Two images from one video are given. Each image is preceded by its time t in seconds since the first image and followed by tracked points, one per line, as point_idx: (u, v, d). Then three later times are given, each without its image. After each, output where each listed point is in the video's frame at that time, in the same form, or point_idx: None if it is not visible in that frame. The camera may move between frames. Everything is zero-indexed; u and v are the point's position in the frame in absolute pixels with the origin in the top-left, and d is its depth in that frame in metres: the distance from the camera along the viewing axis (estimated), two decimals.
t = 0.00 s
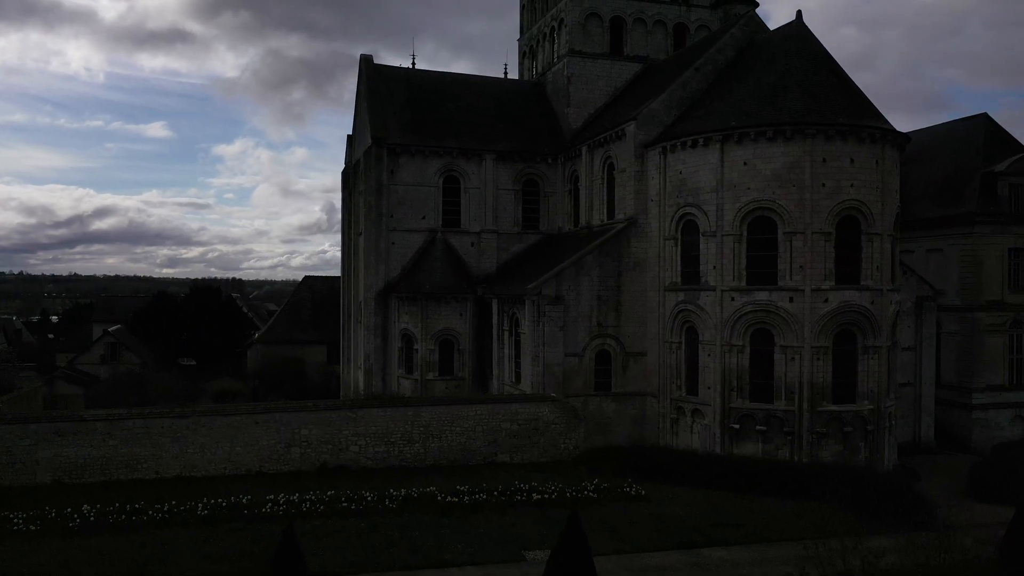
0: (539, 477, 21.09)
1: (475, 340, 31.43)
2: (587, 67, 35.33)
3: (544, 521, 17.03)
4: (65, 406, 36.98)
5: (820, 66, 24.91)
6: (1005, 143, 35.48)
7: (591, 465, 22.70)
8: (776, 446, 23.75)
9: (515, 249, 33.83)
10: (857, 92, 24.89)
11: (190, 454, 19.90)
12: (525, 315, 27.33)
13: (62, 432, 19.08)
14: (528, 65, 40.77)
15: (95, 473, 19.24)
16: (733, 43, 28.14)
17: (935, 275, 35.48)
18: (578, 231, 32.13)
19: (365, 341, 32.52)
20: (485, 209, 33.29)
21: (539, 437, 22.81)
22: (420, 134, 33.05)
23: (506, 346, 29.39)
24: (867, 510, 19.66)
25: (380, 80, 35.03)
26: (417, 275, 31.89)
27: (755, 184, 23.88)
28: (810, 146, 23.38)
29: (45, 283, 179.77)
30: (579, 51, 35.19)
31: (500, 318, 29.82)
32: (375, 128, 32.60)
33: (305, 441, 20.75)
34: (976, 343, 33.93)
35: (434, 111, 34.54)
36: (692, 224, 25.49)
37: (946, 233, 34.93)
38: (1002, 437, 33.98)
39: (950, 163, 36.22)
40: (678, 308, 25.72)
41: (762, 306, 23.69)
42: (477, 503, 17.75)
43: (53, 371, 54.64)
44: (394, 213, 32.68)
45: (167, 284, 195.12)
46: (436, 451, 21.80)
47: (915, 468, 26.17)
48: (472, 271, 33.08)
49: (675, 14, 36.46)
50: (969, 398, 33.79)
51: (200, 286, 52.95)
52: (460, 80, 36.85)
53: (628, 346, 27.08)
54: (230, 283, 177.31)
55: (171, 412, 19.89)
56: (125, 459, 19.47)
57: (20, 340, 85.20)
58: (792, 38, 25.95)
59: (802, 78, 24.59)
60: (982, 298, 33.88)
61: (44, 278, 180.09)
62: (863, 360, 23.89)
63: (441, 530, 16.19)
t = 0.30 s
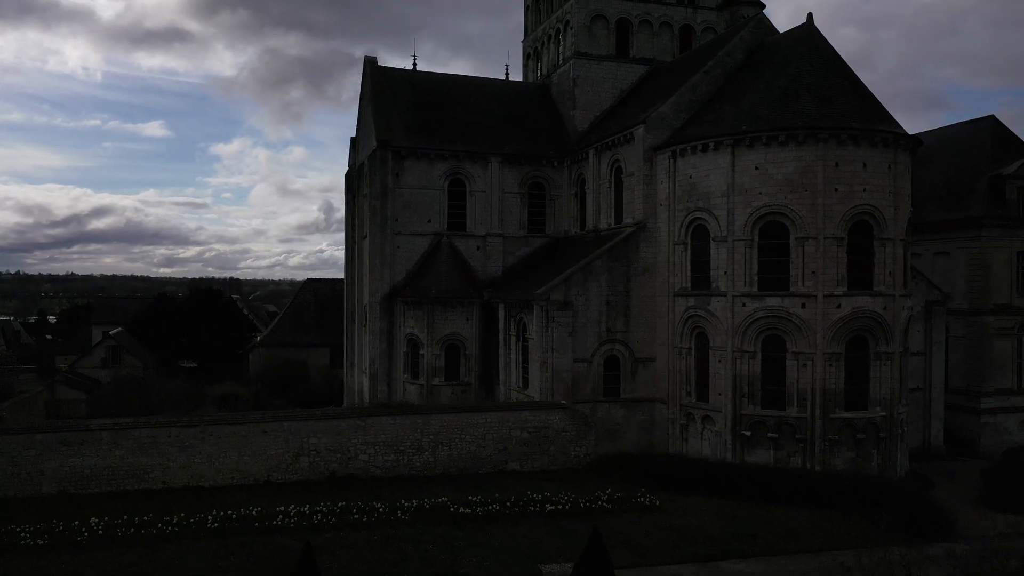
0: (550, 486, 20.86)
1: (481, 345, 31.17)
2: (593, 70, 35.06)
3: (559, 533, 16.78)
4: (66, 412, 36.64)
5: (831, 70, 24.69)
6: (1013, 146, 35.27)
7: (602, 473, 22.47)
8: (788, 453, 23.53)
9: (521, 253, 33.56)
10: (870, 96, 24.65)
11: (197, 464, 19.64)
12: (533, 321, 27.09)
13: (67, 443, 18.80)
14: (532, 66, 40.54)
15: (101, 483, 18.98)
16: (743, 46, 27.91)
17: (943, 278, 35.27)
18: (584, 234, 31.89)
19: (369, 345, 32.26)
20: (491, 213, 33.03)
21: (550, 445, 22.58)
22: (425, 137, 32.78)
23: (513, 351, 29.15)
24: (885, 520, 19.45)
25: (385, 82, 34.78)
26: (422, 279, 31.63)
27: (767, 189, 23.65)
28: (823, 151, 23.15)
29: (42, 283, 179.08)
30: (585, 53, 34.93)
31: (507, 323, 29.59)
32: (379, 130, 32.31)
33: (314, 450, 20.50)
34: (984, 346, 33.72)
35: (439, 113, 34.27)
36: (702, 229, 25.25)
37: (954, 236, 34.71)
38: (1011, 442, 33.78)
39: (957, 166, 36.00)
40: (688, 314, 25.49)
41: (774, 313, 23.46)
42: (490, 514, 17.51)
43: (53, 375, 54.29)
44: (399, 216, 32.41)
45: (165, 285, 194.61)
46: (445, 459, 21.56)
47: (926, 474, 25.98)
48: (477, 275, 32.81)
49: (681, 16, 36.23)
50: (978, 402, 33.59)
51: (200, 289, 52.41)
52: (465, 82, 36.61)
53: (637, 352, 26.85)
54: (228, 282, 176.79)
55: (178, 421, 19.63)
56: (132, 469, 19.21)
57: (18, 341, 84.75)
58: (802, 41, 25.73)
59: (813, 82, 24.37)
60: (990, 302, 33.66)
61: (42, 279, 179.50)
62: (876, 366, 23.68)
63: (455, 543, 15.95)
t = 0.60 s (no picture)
0: (563, 496, 20.61)
1: (488, 350, 30.91)
2: (600, 72, 34.79)
3: (576, 545, 16.51)
4: (68, 417, 36.32)
5: (844, 74, 24.47)
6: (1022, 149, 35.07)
7: (614, 482, 22.23)
8: (801, 461, 23.30)
9: (527, 257, 33.30)
10: (883, 100, 24.43)
11: (205, 474, 19.36)
12: (543, 326, 26.83)
13: (75, 453, 18.51)
14: (538, 68, 40.28)
15: (109, 494, 18.70)
16: (753, 49, 27.69)
17: (951, 282, 35.07)
18: (592, 238, 31.63)
19: (375, 350, 31.99)
20: (498, 216, 32.76)
21: (561, 453, 22.32)
22: (431, 140, 32.51)
23: (521, 356, 28.90)
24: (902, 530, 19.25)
25: (389, 85, 34.52)
26: (429, 283, 31.36)
27: (780, 195, 23.41)
28: (837, 155, 22.92)
29: (39, 284, 178.47)
30: (592, 55, 34.65)
31: (515, 328, 29.33)
32: (385, 133, 32.03)
33: (324, 459, 20.23)
34: (994, 351, 33.51)
35: (444, 116, 34.00)
36: (714, 234, 25.02)
37: (962, 239, 34.50)
38: (1020, 447, 33.58)
39: (965, 169, 35.80)
40: (699, 319, 25.25)
41: (787, 319, 23.23)
42: (505, 526, 17.26)
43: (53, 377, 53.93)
44: (405, 220, 32.13)
45: (164, 285, 194.10)
46: (456, 468, 21.29)
47: (939, 482, 25.77)
48: (484, 279, 32.54)
49: (688, 18, 36.00)
50: (987, 407, 33.39)
51: (202, 292, 52.07)
52: (471, 85, 36.37)
53: (647, 358, 26.60)
54: (226, 283, 176.34)
55: (186, 431, 19.34)
56: (140, 479, 18.93)
57: (17, 342, 84.30)
58: (815, 44, 25.48)
59: (827, 86, 24.13)
60: (1000, 306, 33.45)
61: (39, 278, 178.84)
62: (890, 373, 23.46)
63: (471, 556, 15.69)
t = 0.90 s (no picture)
0: (576, 506, 20.37)
1: (494, 354, 30.65)
2: (606, 74, 34.54)
3: (593, 559, 16.30)
4: (70, 423, 35.99)
5: (857, 77, 24.24)
6: None
7: (626, 491, 22.00)
8: (815, 469, 23.07)
9: (534, 261, 33.04)
10: (897, 104, 24.21)
11: (214, 484, 19.08)
12: (551, 331, 26.58)
13: (82, 463, 18.23)
14: (543, 70, 40.02)
15: (116, 505, 18.42)
16: (764, 52, 27.48)
17: (959, 285, 34.86)
18: (600, 242, 31.39)
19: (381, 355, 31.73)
20: (504, 220, 32.49)
21: (573, 461, 22.08)
22: (437, 143, 32.24)
23: (529, 362, 28.65)
24: (919, 543, 19.08)
25: (394, 88, 34.26)
26: (435, 288, 31.10)
27: (793, 200, 23.18)
28: (851, 160, 22.69)
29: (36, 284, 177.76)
30: (598, 57, 34.40)
31: (523, 333, 29.08)
32: (391, 136, 31.76)
33: (334, 469, 19.97)
34: (1003, 355, 33.29)
35: (450, 119, 33.74)
36: (725, 239, 24.79)
37: (971, 243, 34.28)
38: None
39: (974, 172, 35.58)
40: (710, 325, 25.02)
41: (800, 325, 23.00)
42: (520, 538, 17.03)
43: (54, 381, 53.62)
44: (411, 224, 31.86)
45: (162, 285, 193.47)
46: (467, 477, 21.04)
47: (951, 489, 25.55)
48: (491, 283, 32.28)
49: (695, 20, 35.77)
50: (996, 412, 33.16)
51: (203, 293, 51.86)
52: (476, 87, 36.11)
53: (657, 364, 26.36)
54: (225, 283, 175.89)
55: (194, 440, 19.06)
56: (148, 489, 18.65)
57: (16, 343, 83.93)
58: (826, 48, 25.27)
59: (840, 90, 23.91)
60: (1009, 310, 33.23)
61: (38, 279, 178.26)
62: (904, 380, 23.24)
63: (487, 570, 15.46)
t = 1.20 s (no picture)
0: (589, 517, 20.11)
1: (502, 359, 30.37)
2: (614, 76, 34.27)
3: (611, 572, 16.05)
4: (72, 428, 35.63)
5: (872, 81, 23.98)
6: None
7: (640, 501, 21.75)
8: (829, 477, 22.81)
9: (541, 265, 32.76)
10: (911, 107, 23.95)
11: (223, 494, 18.79)
12: (561, 337, 26.30)
13: (90, 473, 17.94)
14: (548, 71, 39.77)
15: (124, 515, 18.13)
16: (775, 55, 27.23)
17: (969, 289, 34.62)
18: (608, 246, 31.11)
19: (387, 359, 31.45)
20: (511, 223, 32.20)
21: (586, 469, 21.82)
22: (444, 145, 31.94)
23: (537, 367, 28.38)
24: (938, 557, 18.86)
25: (400, 90, 33.98)
26: (442, 292, 30.82)
27: (807, 205, 22.93)
28: (866, 165, 22.43)
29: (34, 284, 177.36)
30: (606, 59, 34.12)
31: (531, 338, 28.80)
32: (397, 139, 31.45)
33: (344, 478, 19.69)
34: (1013, 360, 33.04)
35: (456, 121, 33.45)
36: (738, 244, 24.53)
37: (981, 246, 34.04)
38: None
39: (984, 175, 35.32)
40: (722, 331, 24.75)
41: (815, 332, 22.74)
42: (536, 551, 16.77)
43: (53, 383, 53.18)
44: (418, 227, 31.56)
45: (160, 285, 192.97)
46: (478, 486, 20.76)
47: (966, 496, 25.30)
48: (498, 288, 31.99)
49: (703, 22, 35.52)
50: (1006, 417, 32.92)
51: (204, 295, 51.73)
52: (482, 89, 35.84)
53: (668, 370, 26.10)
54: (223, 283, 175.46)
55: (204, 450, 18.76)
56: (156, 500, 18.35)
57: (14, 344, 83.39)
58: (839, 51, 25.02)
59: (854, 94, 23.64)
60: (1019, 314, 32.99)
61: (35, 279, 177.58)
62: (919, 387, 22.99)
63: None
